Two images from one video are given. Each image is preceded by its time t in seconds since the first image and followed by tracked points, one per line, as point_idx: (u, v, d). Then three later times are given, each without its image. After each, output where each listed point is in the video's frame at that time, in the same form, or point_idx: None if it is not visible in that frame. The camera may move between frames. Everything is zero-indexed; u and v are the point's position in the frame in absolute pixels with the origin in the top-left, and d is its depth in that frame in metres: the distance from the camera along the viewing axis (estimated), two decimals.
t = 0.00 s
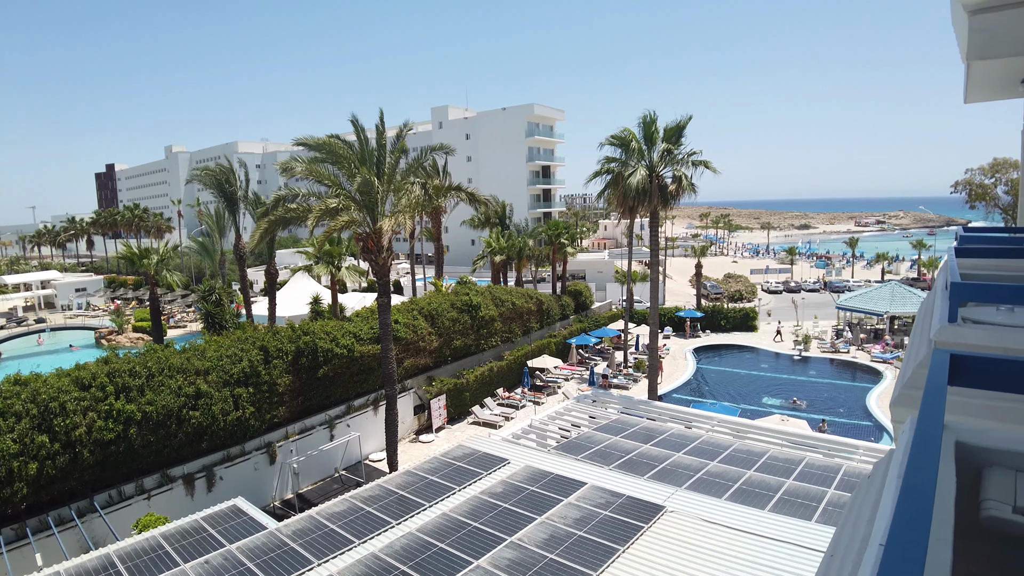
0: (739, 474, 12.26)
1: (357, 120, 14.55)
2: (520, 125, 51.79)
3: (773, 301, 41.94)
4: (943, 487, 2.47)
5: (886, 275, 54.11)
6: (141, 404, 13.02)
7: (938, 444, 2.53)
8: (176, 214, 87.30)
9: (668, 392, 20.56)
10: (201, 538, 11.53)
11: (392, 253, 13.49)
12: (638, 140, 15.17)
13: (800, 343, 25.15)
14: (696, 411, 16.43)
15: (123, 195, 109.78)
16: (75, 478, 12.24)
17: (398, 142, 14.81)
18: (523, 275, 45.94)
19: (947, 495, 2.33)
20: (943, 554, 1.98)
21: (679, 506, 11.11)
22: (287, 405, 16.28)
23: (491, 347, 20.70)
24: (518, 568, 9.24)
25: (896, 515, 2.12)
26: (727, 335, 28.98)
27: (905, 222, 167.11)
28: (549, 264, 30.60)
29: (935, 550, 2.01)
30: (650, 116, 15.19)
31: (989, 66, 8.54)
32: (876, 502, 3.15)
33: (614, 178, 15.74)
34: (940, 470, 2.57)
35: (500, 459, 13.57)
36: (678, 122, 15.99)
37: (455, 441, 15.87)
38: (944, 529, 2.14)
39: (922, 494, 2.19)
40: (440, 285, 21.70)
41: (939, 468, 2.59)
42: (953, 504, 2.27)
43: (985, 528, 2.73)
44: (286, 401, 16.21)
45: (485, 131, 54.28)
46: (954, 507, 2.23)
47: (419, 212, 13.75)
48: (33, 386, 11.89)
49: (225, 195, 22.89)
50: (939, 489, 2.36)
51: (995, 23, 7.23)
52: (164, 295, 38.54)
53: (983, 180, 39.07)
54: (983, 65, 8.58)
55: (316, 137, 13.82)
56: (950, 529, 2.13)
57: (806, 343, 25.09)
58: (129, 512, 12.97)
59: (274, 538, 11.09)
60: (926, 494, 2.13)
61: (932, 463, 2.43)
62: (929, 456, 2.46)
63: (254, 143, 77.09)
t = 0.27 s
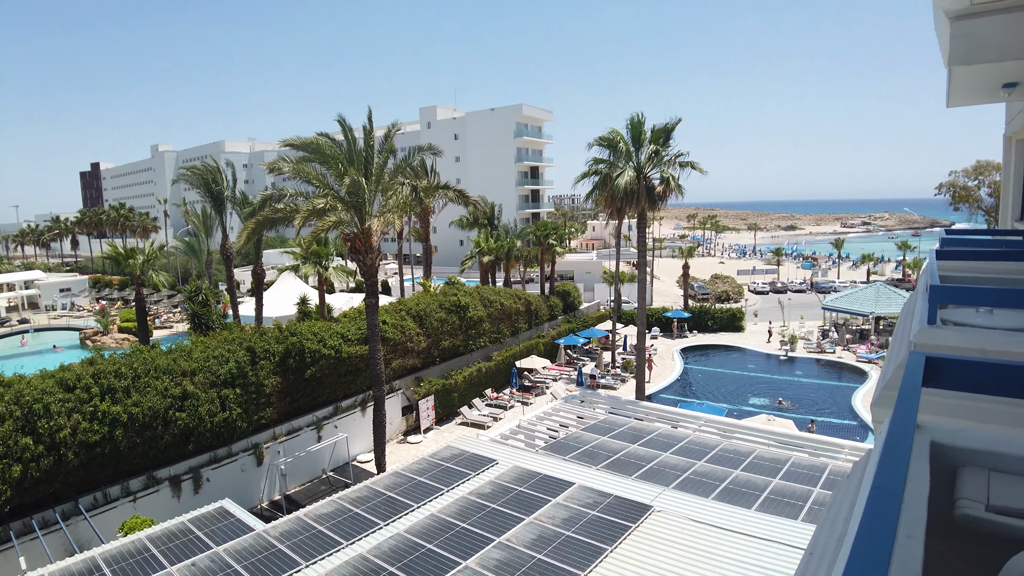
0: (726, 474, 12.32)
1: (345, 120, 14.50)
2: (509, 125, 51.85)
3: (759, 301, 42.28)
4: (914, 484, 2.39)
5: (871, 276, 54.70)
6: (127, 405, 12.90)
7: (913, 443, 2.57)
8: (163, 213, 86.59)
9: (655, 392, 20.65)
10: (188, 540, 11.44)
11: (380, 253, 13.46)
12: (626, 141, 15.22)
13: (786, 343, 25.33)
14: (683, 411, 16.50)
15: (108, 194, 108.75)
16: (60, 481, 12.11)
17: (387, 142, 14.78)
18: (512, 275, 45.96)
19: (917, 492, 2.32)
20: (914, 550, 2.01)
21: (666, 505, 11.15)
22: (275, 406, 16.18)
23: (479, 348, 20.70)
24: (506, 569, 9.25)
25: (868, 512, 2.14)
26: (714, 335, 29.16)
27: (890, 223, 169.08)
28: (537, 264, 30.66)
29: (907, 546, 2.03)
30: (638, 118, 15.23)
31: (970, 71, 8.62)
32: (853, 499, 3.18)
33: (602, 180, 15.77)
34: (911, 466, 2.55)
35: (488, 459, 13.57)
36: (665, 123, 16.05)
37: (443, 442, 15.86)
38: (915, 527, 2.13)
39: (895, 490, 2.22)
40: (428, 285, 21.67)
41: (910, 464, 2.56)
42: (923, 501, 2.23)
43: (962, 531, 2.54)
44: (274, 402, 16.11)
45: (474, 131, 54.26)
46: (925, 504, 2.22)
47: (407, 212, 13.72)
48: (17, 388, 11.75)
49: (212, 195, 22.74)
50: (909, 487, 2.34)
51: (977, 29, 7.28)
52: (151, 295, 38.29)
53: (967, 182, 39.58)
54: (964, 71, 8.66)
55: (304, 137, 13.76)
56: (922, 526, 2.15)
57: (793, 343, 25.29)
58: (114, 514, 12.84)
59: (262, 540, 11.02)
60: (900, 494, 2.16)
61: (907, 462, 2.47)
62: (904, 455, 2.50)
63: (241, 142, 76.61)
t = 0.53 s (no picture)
0: (714, 474, 12.40)
1: (333, 120, 14.45)
2: (498, 127, 51.87)
3: (747, 303, 42.54)
4: (890, 481, 2.49)
5: (857, 278, 55.22)
6: (113, 408, 12.78)
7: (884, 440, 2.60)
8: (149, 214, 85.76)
9: (643, 393, 20.73)
10: (174, 543, 11.35)
11: (368, 254, 13.44)
12: (614, 143, 15.27)
13: (774, 345, 25.52)
14: (671, 412, 16.59)
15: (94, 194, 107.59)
16: (44, 484, 11.97)
17: (375, 143, 14.73)
18: (501, 277, 45.97)
19: (894, 489, 2.42)
20: (884, 548, 2.04)
21: (655, 506, 11.19)
22: (262, 409, 16.08)
23: (468, 349, 20.69)
24: (495, 570, 9.25)
25: (838, 509, 2.17)
26: (702, 337, 29.31)
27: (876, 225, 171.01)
28: (526, 265, 30.67)
29: (877, 543, 2.07)
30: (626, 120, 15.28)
31: (953, 76, 8.71)
32: (831, 499, 3.11)
33: (590, 182, 15.82)
34: (887, 463, 2.66)
35: (477, 461, 13.55)
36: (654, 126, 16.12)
37: (432, 444, 15.83)
38: (887, 522, 2.20)
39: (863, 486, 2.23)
40: (417, 287, 21.60)
41: (886, 461, 2.67)
42: (898, 496, 2.33)
43: (938, 526, 2.64)
44: (261, 404, 16.01)
45: (464, 133, 54.21)
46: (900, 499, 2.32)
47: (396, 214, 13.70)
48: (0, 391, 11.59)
49: (199, 195, 22.56)
50: (884, 484, 2.45)
51: (957, 34, 7.37)
52: (136, 296, 37.91)
53: (951, 185, 40.07)
54: (946, 75, 8.74)
55: (292, 138, 13.70)
56: (895, 523, 2.19)
57: (780, 344, 25.48)
58: (100, 518, 12.71)
59: (250, 543, 10.95)
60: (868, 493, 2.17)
61: (880, 461, 2.49)
62: (876, 453, 2.52)
63: (229, 142, 76.04)
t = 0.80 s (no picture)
0: (700, 475, 12.45)
1: (320, 121, 14.39)
2: (486, 129, 51.94)
3: (734, 305, 42.84)
4: (865, 481, 2.56)
5: (843, 280, 55.78)
6: (97, 411, 12.63)
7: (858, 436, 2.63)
8: (134, 215, 84.94)
9: (631, 395, 20.81)
10: (159, 547, 11.23)
11: (355, 256, 13.42)
12: (601, 146, 15.32)
13: (760, 347, 25.71)
14: (659, 413, 16.67)
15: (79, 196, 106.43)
16: (27, 489, 11.80)
17: (362, 144, 14.69)
18: (489, 279, 45.98)
19: (868, 489, 2.48)
20: (858, 549, 2.07)
21: (643, 508, 11.22)
22: (249, 412, 15.97)
23: (456, 352, 20.67)
24: (483, 572, 9.24)
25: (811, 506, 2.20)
26: (689, 339, 29.48)
27: (862, 228, 172.94)
28: (514, 268, 30.71)
29: (850, 544, 2.10)
30: (613, 123, 15.33)
31: (934, 82, 8.80)
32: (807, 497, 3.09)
33: (578, 184, 15.86)
34: (863, 463, 2.72)
35: (465, 464, 13.53)
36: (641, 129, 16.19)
37: (420, 447, 15.80)
38: (862, 521, 2.24)
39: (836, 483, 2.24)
40: (405, 289, 21.55)
41: (863, 462, 2.73)
42: (871, 497, 2.40)
43: (914, 527, 2.68)
44: (248, 407, 15.90)
45: (452, 135, 54.21)
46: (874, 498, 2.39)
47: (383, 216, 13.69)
48: None
49: (184, 197, 22.38)
50: (859, 484, 2.52)
51: (938, 40, 7.44)
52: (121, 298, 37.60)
53: (934, 189, 40.61)
54: (928, 80, 8.82)
55: (279, 139, 13.64)
56: (868, 523, 2.22)
57: (766, 346, 25.68)
58: (84, 523, 12.55)
59: (236, 547, 10.86)
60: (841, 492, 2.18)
61: (854, 461, 2.52)
62: (851, 454, 2.54)
63: (216, 144, 75.55)
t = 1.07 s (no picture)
0: (689, 479, 12.49)
1: (308, 125, 14.37)
2: (476, 133, 52.02)
3: (721, 309, 43.11)
4: (840, 486, 2.61)
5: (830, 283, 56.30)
6: (82, 417, 12.50)
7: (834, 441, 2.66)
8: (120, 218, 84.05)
9: (620, 399, 20.86)
10: (145, 555, 11.11)
11: (344, 260, 13.41)
12: (589, 151, 15.39)
13: (748, 350, 25.87)
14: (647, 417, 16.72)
15: (65, 198, 105.35)
16: (10, 496, 11.65)
17: (350, 148, 14.66)
18: (479, 283, 45.97)
19: (845, 495, 2.53)
20: (833, 556, 2.10)
21: (631, 512, 11.24)
22: (236, 417, 15.86)
23: (445, 356, 20.64)
24: None
25: (787, 511, 2.23)
26: (678, 342, 29.61)
27: (849, 232, 174.52)
28: (503, 272, 30.73)
29: (825, 549, 2.14)
30: (602, 128, 15.41)
31: (915, 90, 8.92)
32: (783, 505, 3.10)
33: (566, 189, 15.92)
34: (841, 469, 2.78)
35: (453, 469, 13.50)
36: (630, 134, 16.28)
37: (409, 452, 15.75)
38: (838, 526, 2.29)
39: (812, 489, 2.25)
40: (394, 294, 21.50)
41: (841, 468, 2.79)
42: (847, 502, 2.45)
43: (891, 531, 2.68)
44: (235, 412, 15.79)
45: (442, 138, 54.22)
46: (851, 503, 2.45)
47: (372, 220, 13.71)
48: None
49: (172, 201, 22.21)
50: (834, 490, 2.57)
51: (919, 49, 7.56)
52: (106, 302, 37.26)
53: (919, 194, 41.09)
54: (909, 89, 8.94)
55: (267, 143, 13.59)
56: (844, 529, 2.25)
57: (754, 349, 25.84)
58: (68, 530, 12.40)
59: (223, 554, 10.76)
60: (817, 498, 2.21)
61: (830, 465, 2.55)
62: (827, 458, 2.57)
63: (204, 146, 75.09)
